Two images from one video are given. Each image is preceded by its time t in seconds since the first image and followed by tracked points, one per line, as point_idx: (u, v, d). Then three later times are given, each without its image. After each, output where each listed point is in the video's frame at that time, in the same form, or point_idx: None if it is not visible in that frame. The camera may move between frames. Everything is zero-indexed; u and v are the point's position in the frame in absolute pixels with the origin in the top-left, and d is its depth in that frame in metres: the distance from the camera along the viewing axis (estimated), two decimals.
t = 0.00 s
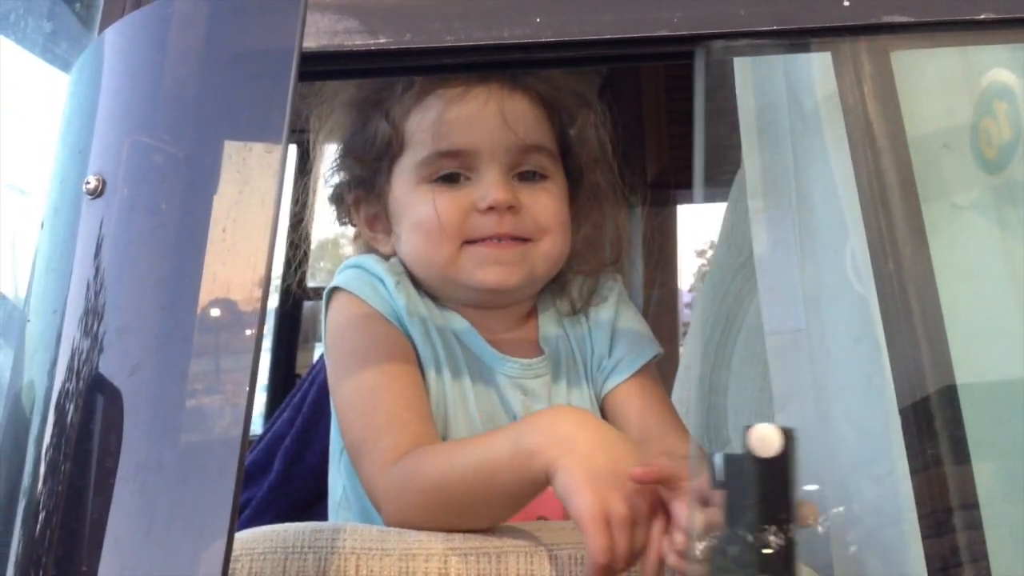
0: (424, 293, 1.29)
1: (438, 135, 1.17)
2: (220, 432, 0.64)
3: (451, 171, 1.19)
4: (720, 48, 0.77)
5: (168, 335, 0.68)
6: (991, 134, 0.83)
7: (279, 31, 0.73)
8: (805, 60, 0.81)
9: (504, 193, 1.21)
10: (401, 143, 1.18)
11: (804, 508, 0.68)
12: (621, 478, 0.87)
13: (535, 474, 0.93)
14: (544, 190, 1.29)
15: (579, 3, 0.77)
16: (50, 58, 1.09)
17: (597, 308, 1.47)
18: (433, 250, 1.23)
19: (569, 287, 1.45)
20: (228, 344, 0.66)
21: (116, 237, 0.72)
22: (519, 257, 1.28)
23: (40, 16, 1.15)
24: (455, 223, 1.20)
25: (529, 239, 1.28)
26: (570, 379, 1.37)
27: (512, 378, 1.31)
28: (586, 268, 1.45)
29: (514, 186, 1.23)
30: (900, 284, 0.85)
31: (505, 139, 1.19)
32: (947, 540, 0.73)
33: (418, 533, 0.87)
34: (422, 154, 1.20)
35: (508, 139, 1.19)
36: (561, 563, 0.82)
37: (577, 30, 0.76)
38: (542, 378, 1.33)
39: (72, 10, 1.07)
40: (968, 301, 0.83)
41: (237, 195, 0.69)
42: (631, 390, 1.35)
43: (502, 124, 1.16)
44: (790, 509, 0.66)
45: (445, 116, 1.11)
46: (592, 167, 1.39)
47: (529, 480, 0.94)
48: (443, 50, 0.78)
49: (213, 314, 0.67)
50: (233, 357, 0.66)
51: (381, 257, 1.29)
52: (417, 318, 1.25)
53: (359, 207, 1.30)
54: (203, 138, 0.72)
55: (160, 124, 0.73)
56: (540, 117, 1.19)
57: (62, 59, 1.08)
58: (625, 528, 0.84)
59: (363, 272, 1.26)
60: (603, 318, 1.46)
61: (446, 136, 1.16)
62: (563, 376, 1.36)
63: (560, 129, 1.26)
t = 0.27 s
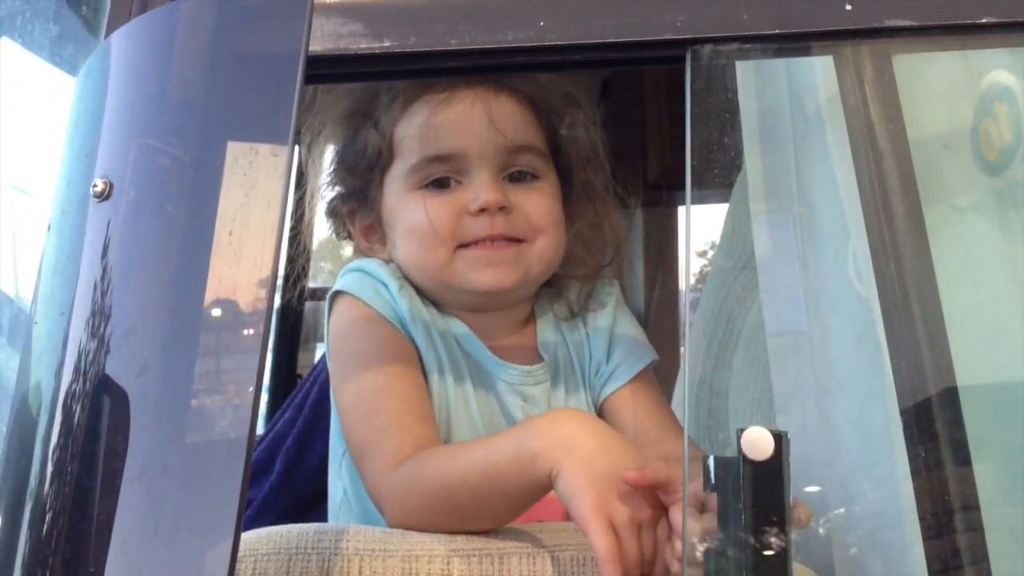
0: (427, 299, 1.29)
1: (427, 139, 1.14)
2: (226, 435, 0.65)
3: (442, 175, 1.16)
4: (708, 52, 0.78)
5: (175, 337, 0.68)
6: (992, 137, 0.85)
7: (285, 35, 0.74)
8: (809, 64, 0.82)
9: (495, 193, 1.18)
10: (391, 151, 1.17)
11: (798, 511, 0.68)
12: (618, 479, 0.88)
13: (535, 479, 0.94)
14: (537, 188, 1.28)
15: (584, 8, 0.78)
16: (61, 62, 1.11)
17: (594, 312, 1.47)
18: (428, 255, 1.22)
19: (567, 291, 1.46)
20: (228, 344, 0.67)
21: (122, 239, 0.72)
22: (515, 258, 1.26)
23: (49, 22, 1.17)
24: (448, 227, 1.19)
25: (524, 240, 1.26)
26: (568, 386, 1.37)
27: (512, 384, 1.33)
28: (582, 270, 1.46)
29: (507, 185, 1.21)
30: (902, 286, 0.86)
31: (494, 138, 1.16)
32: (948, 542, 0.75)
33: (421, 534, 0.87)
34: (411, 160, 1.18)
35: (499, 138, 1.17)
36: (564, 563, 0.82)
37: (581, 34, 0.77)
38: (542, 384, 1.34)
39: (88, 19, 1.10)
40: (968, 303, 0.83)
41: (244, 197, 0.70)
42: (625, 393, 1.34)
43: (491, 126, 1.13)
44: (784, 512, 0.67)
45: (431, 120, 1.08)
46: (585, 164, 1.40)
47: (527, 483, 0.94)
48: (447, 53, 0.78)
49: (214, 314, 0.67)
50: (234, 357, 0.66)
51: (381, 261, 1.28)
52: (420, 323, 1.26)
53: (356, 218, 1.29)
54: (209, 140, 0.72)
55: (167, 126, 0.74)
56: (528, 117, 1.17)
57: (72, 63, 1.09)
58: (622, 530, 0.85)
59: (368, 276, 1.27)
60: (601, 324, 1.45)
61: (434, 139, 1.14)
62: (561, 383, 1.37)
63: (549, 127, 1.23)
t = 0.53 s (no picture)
0: (427, 308, 1.28)
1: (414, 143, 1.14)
2: (231, 437, 0.66)
3: (431, 179, 1.16)
4: (713, 58, 0.79)
5: (184, 340, 0.69)
6: (993, 143, 0.85)
7: (294, 41, 0.75)
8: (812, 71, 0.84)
9: (484, 196, 1.16)
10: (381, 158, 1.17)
11: (802, 515, 0.70)
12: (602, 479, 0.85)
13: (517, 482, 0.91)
14: (528, 190, 1.25)
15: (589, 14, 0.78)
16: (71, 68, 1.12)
17: (593, 318, 1.45)
18: (421, 261, 1.20)
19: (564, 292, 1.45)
20: (228, 346, 0.68)
21: (131, 243, 0.73)
22: (508, 261, 1.24)
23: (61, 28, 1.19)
24: (438, 231, 1.17)
25: (516, 243, 1.24)
26: (567, 391, 1.36)
27: (510, 391, 1.31)
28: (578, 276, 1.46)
29: (496, 187, 1.20)
30: (906, 293, 0.85)
31: (483, 140, 1.15)
32: (949, 546, 0.75)
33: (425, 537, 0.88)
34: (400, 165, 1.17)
35: (488, 140, 1.16)
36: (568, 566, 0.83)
37: (586, 40, 0.78)
38: (540, 392, 1.32)
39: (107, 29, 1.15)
40: (974, 310, 0.83)
41: (253, 202, 0.71)
42: (625, 397, 1.35)
43: (479, 127, 1.12)
44: (786, 517, 0.68)
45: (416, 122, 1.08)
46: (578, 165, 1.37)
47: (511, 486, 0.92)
48: (453, 58, 0.79)
49: (216, 316, 0.68)
50: (235, 360, 0.67)
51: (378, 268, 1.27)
52: (417, 329, 1.24)
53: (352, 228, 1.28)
54: (218, 144, 0.73)
55: (176, 131, 0.75)
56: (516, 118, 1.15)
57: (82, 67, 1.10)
58: (607, 524, 0.80)
59: (364, 282, 1.25)
60: (600, 330, 1.44)
61: (421, 143, 1.13)
62: (559, 388, 1.35)
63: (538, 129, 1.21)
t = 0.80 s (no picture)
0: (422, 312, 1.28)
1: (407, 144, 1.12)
2: (233, 436, 0.66)
3: (422, 180, 1.14)
4: (715, 61, 0.80)
5: (187, 340, 0.69)
6: (995, 145, 0.85)
7: (299, 44, 0.75)
8: (813, 75, 0.84)
9: (474, 197, 1.15)
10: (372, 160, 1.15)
11: (802, 515, 0.70)
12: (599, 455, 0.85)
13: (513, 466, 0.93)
14: (518, 192, 1.25)
15: (593, 16, 0.79)
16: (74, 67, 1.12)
17: (588, 320, 1.47)
18: (413, 262, 1.20)
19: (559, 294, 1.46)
20: (229, 346, 0.68)
21: (135, 243, 0.73)
22: (498, 261, 1.24)
23: (64, 28, 1.18)
24: (429, 232, 1.16)
25: (506, 243, 1.24)
26: (561, 394, 1.37)
27: (503, 394, 1.31)
28: (571, 277, 1.48)
29: (487, 187, 1.19)
30: (906, 295, 0.85)
31: (476, 141, 1.13)
32: (950, 547, 0.75)
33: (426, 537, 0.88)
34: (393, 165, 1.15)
35: (481, 140, 1.13)
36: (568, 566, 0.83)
37: (589, 42, 0.78)
38: (532, 395, 1.33)
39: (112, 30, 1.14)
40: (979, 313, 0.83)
41: (257, 204, 0.72)
42: (624, 398, 1.35)
43: (470, 128, 1.10)
44: (788, 518, 0.68)
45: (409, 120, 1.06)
46: (567, 165, 1.36)
47: (508, 471, 0.93)
48: (457, 60, 0.79)
49: (218, 315, 0.69)
50: (236, 359, 0.68)
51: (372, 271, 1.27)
52: (412, 332, 1.24)
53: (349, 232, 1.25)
54: (222, 146, 0.73)
55: (180, 132, 0.75)
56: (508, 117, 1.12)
57: (86, 69, 1.10)
58: (606, 500, 0.80)
59: (357, 286, 1.25)
60: (595, 331, 1.45)
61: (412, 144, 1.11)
62: (554, 392, 1.37)
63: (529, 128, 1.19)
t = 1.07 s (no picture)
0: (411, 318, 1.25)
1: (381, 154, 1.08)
2: (234, 438, 0.66)
3: (399, 189, 1.10)
4: (715, 65, 0.80)
5: (189, 344, 0.69)
6: (995, 147, 0.85)
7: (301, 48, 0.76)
8: (814, 78, 0.84)
9: (451, 202, 1.11)
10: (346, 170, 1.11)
11: (802, 515, 0.70)
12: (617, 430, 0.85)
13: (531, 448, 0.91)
14: (498, 196, 1.21)
15: (594, 21, 0.79)
16: (75, 70, 1.12)
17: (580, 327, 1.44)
18: (393, 270, 1.16)
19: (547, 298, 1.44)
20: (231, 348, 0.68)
21: (137, 246, 0.73)
22: (481, 266, 1.19)
23: (65, 31, 1.18)
24: (407, 241, 1.12)
25: (487, 248, 1.19)
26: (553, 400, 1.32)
27: (495, 399, 1.28)
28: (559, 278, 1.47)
29: (466, 192, 1.15)
30: (906, 298, 0.85)
31: (451, 146, 1.10)
32: (951, 549, 0.76)
33: (427, 540, 0.88)
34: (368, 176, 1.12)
35: (455, 144, 1.11)
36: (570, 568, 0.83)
37: (590, 47, 0.79)
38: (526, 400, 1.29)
39: (112, 32, 1.13)
40: (978, 315, 0.84)
41: (258, 206, 0.72)
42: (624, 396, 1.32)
43: (444, 132, 1.07)
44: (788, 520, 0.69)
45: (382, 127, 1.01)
46: (545, 164, 1.34)
47: (522, 456, 0.92)
48: (459, 64, 0.79)
49: (218, 317, 0.69)
50: (237, 361, 0.68)
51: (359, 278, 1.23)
52: (402, 336, 1.21)
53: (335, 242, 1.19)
54: (224, 150, 0.74)
55: (182, 135, 0.75)
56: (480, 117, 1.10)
57: (87, 72, 1.10)
58: (631, 473, 0.80)
59: (344, 293, 1.22)
60: (588, 337, 1.42)
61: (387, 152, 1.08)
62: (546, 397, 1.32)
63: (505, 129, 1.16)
